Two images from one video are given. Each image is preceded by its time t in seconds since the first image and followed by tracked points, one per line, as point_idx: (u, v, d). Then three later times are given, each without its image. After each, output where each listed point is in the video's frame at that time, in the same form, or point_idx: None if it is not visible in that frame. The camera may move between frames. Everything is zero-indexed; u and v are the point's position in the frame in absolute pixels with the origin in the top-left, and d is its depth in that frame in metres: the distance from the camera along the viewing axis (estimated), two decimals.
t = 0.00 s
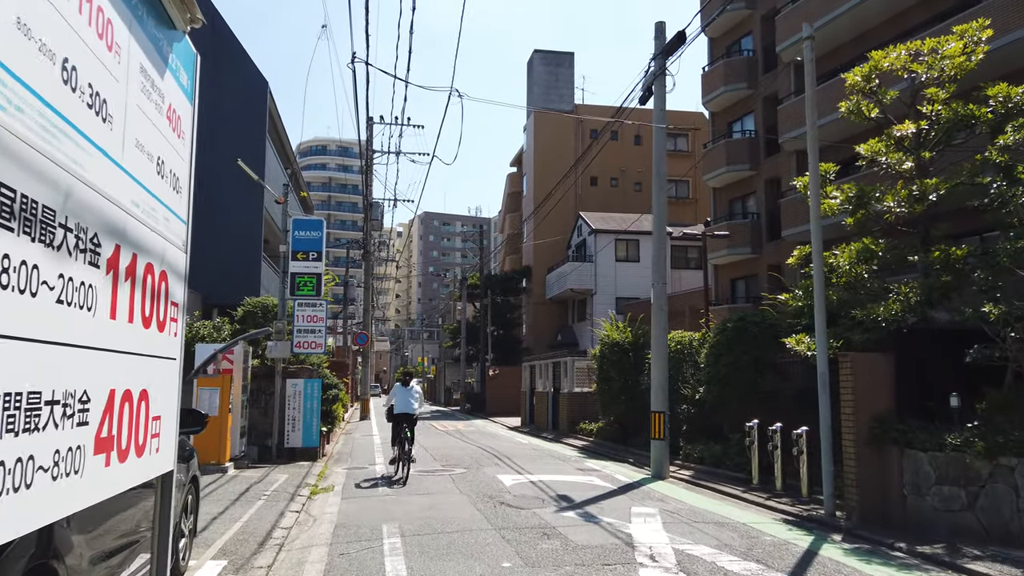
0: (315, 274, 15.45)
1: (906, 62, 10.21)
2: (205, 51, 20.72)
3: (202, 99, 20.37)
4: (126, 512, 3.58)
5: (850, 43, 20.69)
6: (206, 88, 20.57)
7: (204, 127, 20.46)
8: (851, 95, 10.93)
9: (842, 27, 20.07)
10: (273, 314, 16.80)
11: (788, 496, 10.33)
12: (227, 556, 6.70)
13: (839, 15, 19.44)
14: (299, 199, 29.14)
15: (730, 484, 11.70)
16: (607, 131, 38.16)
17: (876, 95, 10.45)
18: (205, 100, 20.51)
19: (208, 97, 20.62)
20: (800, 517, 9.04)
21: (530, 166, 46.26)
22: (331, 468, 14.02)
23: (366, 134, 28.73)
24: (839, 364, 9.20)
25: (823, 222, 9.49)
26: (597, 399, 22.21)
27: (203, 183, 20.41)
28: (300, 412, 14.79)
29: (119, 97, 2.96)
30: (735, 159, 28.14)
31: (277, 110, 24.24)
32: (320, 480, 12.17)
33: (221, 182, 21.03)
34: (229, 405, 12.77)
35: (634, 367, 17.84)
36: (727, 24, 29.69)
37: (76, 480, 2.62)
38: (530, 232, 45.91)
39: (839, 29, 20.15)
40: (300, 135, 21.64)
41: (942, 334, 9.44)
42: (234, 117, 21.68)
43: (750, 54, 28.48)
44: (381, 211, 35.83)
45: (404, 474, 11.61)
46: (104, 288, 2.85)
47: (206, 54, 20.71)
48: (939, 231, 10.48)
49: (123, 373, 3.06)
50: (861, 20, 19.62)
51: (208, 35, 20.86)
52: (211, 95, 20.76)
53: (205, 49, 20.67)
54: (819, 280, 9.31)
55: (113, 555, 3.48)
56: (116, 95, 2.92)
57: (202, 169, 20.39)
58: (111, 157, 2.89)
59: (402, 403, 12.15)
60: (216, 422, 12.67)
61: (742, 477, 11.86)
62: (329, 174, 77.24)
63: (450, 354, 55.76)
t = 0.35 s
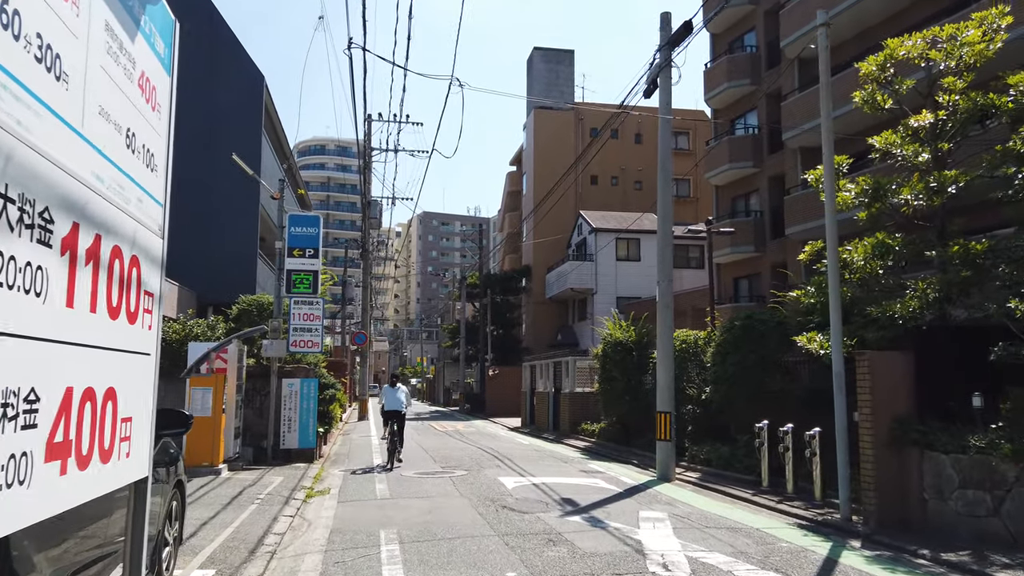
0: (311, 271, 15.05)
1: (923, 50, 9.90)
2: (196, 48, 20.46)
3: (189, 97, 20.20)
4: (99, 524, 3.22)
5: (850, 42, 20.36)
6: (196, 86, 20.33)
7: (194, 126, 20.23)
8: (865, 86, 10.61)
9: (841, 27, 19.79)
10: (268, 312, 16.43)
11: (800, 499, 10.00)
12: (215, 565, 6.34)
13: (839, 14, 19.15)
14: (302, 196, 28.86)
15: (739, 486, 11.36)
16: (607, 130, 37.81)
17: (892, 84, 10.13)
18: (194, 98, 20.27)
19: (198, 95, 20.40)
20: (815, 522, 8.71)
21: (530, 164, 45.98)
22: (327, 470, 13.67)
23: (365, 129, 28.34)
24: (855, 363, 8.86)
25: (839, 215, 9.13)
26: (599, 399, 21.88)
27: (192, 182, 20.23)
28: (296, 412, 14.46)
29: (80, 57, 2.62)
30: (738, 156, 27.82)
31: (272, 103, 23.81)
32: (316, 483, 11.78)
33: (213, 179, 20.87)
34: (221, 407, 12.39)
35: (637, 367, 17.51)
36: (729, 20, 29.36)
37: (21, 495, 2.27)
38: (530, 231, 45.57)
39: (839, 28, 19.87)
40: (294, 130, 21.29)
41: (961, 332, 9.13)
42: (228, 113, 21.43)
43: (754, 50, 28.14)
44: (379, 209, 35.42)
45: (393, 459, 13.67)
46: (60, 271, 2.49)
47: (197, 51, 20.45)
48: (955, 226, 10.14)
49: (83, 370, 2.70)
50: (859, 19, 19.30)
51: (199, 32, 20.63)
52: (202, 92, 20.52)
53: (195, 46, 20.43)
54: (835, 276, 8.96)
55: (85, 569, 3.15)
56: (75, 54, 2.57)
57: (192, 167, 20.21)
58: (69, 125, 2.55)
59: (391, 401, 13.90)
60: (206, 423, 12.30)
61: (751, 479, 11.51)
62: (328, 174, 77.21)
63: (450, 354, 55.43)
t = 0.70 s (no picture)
0: (308, 269, 14.65)
1: (945, 37, 9.53)
2: (186, 50, 20.87)
3: (177, 97, 20.65)
4: (59, 549, 2.82)
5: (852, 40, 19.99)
6: (185, 86, 20.77)
7: (183, 125, 20.65)
8: (883, 75, 10.24)
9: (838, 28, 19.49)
10: (264, 311, 16.05)
11: (817, 506, 9.61)
12: None
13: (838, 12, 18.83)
14: (301, 191, 28.41)
15: (750, 491, 10.96)
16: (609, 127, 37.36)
17: (911, 73, 9.76)
18: (184, 97, 20.74)
19: (187, 95, 20.75)
20: (834, 530, 8.31)
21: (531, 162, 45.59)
22: (324, 473, 13.26)
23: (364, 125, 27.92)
24: (876, 363, 8.46)
25: (858, 208, 8.73)
26: (602, 400, 21.50)
27: (180, 178, 20.49)
28: (292, 414, 14.04)
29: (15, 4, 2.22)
30: (742, 152, 27.42)
31: (269, 98, 23.39)
32: (312, 488, 11.37)
33: (202, 175, 20.82)
34: (214, 408, 11.99)
35: (643, 367, 17.09)
36: (733, 15, 28.96)
37: None
38: (530, 230, 45.18)
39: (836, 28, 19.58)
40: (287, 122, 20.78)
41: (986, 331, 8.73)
42: (222, 109, 21.29)
43: (758, 45, 27.72)
44: (379, 207, 34.94)
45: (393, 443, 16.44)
46: None
47: (187, 52, 20.87)
48: (977, 221, 9.73)
49: (23, 376, 2.30)
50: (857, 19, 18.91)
51: (192, 34, 21.02)
52: (193, 92, 20.85)
53: (186, 48, 20.88)
54: (854, 271, 8.55)
55: None
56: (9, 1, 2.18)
57: (179, 163, 20.50)
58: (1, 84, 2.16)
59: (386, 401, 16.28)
60: (197, 425, 11.89)
61: (763, 484, 11.11)
62: (328, 174, 76.86)
63: (451, 354, 55.05)
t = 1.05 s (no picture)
0: (310, 265, 14.29)
1: (974, 20, 9.13)
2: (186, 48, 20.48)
3: (178, 96, 20.23)
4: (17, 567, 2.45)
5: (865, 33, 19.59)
6: (185, 84, 20.37)
7: (185, 123, 20.27)
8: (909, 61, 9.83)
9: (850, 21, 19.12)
10: (266, 308, 15.72)
11: (841, 510, 9.21)
12: None
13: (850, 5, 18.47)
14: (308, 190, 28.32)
15: (769, 494, 10.54)
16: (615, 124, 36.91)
17: (939, 59, 9.36)
18: (185, 96, 20.35)
19: (187, 92, 20.37)
20: (862, 536, 7.92)
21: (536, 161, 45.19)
22: (327, 474, 12.92)
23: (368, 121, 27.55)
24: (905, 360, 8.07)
25: (885, 197, 8.32)
26: (611, 400, 21.09)
27: (184, 178, 20.12)
28: (294, 414, 13.66)
29: None
30: (751, 148, 27.00)
31: (271, 92, 23.01)
32: (315, 490, 11.00)
33: (204, 173, 20.54)
34: (214, 407, 11.65)
35: (653, 367, 16.69)
36: (742, 9, 28.55)
37: None
38: (534, 228, 44.79)
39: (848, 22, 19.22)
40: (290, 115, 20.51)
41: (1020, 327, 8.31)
42: (224, 107, 21.03)
43: (767, 39, 27.29)
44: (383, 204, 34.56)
45: (394, 442, 19.26)
46: None
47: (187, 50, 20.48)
48: (1008, 213, 9.30)
49: None
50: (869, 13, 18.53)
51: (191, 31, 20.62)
52: (195, 90, 20.51)
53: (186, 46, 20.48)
54: (882, 263, 8.15)
55: None
56: None
57: (182, 163, 20.12)
58: None
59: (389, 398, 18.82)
60: (197, 425, 11.53)
61: (782, 487, 10.69)
62: (331, 173, 76.67)
63: (456, 353, 54.72)
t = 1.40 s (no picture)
0: (309, 263, 13.88)
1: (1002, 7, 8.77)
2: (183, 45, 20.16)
3: (175, 95, 19.90)
4: None
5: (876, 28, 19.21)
6: (182, 83, 20.01)
7: (182, 122, 19.90)
8: (932, 51, 9.47)
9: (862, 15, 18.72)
10: (263, 307, 15.31)
11: (862, 520, 8.82)
12: None
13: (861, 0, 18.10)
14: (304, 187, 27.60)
15: (785, 502, 10.16)
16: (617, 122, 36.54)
17: (965, 48, 9.00)
18: (183, 94, 19.96)
19: (184, 90, 19.99)
20: (889, 549, 7.53)
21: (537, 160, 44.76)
22: (326, 479, 12.52)
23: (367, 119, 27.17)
24: (933, 363, 7.67)
25: (912, 192, 7.94)
26: (615, 401, 20.72)
27: (181, 177, 19.75)
28: (293, 417, 13.25)
29: None
30: (757, 146, 26.61)
31: (269, 85, 22.60)
32: (313, 497, 10.62)
33: (202, 171, 20.10)
34: (208, 411, 11.32)
35: (660, 368, 16.29)
36: (748, 5, 28.16)
37: None
38: (536, 228, 44.41)
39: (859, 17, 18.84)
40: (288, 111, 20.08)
41: None
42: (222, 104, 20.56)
43: (774, 36, 26.91)
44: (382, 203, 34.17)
45: (400, 438, 20.00)
46: None
47: (184, 48, 20.13)
48: None
49: None
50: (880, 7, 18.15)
51: (188, 28, 20.21)
52: (192, 88, 20.11)
53: (183, 44, 20.14)
54: (909, 261, 7.77)
55: None
56: None
57: (179, 162, 19.76)
58: None
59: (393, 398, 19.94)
60: (191, 428, 11.24)
61: (798, 494, 10.31)
62: (331, 173, 76.36)
63: (456, 354, 54.32)
